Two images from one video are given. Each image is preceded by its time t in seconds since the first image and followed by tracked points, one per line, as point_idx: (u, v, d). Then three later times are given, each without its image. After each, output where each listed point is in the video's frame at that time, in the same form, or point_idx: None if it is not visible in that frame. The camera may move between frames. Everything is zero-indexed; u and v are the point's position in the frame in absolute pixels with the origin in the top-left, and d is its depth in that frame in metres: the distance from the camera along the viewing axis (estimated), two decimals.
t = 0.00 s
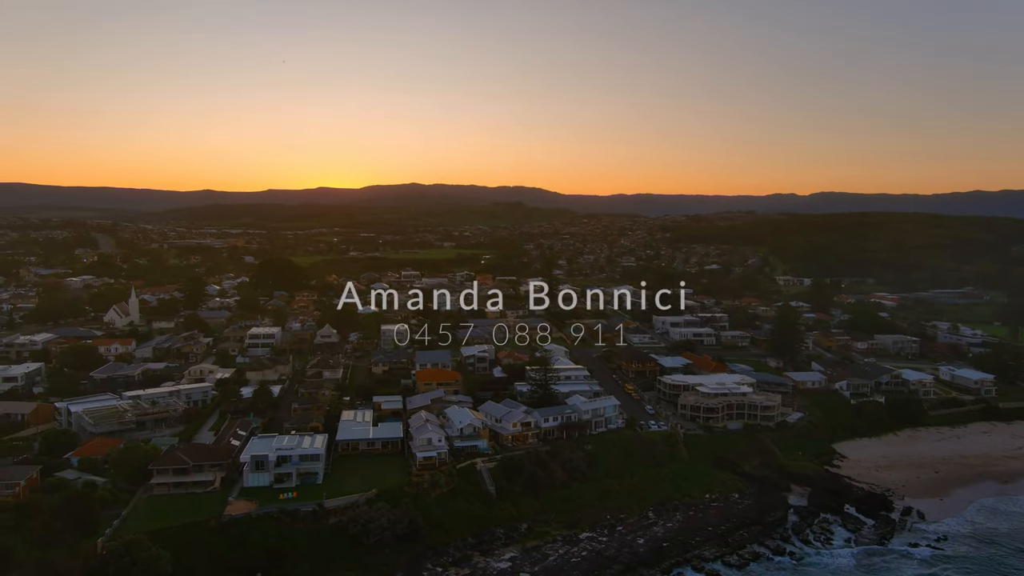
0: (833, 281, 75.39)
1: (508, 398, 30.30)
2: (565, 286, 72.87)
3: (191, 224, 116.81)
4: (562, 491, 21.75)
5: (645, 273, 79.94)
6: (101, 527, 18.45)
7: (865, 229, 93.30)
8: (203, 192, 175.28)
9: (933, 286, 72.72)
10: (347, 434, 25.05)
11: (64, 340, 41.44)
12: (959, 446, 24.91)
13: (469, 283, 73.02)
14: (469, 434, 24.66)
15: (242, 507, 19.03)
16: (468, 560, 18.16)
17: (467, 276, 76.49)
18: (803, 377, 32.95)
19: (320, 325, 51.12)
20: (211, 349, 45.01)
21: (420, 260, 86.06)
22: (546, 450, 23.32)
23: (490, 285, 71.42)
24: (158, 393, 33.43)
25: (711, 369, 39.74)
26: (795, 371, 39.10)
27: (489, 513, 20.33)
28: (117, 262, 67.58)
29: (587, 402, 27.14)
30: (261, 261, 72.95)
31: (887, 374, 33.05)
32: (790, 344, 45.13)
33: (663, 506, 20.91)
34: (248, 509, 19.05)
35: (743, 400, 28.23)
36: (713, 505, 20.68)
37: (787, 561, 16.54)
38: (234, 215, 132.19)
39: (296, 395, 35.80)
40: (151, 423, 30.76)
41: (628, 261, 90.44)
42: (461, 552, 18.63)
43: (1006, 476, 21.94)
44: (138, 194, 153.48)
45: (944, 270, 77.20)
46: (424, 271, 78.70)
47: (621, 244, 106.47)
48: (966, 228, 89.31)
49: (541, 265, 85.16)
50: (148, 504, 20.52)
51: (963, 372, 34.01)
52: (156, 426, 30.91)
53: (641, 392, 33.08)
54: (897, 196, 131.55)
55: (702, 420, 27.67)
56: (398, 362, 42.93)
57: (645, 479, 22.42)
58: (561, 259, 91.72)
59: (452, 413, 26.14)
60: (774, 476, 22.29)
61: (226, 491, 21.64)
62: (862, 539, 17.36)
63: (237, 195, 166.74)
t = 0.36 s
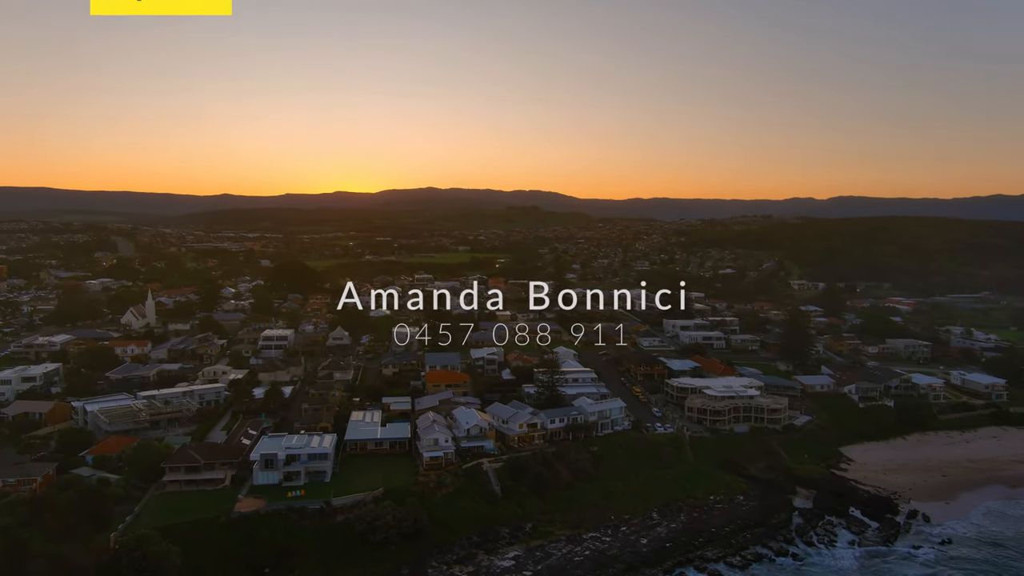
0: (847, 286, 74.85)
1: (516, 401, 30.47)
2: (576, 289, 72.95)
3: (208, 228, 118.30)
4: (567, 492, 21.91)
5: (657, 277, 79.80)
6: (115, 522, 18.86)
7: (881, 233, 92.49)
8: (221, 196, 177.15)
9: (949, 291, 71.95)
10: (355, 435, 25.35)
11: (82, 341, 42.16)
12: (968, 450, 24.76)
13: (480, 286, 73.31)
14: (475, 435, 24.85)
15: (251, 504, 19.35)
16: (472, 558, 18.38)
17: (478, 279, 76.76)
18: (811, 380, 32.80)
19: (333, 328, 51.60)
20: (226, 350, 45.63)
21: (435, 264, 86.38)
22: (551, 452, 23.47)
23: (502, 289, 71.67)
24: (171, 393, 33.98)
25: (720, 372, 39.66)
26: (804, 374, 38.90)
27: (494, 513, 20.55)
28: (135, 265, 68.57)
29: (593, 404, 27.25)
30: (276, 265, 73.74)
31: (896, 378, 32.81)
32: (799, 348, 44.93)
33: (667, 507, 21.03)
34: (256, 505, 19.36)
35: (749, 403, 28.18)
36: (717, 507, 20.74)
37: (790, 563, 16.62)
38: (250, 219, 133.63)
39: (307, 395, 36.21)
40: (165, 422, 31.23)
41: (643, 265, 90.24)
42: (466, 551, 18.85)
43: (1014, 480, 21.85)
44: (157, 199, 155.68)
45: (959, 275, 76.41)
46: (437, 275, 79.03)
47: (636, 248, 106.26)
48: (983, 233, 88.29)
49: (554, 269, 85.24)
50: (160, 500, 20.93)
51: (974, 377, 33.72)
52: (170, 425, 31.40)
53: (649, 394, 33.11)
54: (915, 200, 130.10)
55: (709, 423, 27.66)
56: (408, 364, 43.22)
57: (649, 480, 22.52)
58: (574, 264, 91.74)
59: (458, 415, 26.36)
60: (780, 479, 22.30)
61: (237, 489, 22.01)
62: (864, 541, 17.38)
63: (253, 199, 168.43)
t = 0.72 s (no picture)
0: (861, 290, 74.36)
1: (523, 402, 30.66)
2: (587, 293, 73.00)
3: (225, 231, 119.72)
4: (572, 492, 22.09)
5: (668, 280, 79.68)
6: (128, 518, 19.24)
7: (897, 238, 91.68)
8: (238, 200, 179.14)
9: (965, 295, 71.19)
10: (363, 435, 25.64)
11: (98, 342, 42.88)
12: (976, 454, 24.64)
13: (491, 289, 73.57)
14: (481, 435, 25.05)
15: (260, 502, 19.68)
16: (476, 557, 18.59)
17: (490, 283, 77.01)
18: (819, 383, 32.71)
19: (345, 330, 52.06)
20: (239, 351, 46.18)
21: (448, 268, 86.72)
22: (556, 452, 23.63)
23: (513, 292, 71.91)
24: (184, 393, 34.49)
25: (728, 375, 39.54)
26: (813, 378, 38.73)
27: (499, 512, 20.75)
28: (153, 268, 69.53)
29: (599, 406, 27.38)
30: (289, 268, 74.52)
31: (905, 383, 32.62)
32: (809, 352, 44.74)
33: (671, 508, 21.15)
34: (264, 503, 19.69)
35: (756, 407, 28.17)
36: (721, 509, 20.83)
37: (792, 564, 16.72)
38: (266, 223, 135.06)
39: (317, 396, 36.61)
40: (178, 422, 31.73)
41: (655, 270, 90.07)
42: (469, 549, 19.06)
43: (1021, 485, 21.74)
44: (176, 203, 157.78)
45: (976, 279, 75.57)
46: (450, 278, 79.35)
47: (649, 252, 106.07)
48: (1000, 239, 87.32)
49: (565, 272, 85.34)
50: (172, 498, 21.29)
51: (986, 381, 33.45)
52: (182, 425, 31.90)
53: (656, 397, 33.15)
54: (933, 205, 128.77)
55: (715, 426, 27.68)
56: (418, 366, 43.52)
57: (654, 482, 22.61)
58: (586, 268, 91.79)
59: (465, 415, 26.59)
60: (785, 481, 22.32)
61: (246, 487, 22.34)
62: (867, 544, 17.42)
63: (269, 204, 170.09)
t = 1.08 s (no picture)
0: (875, 295, 73.84)
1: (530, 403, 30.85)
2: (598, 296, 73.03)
3: (241, 235, 120.95)
4: (576, 493, 22.22)
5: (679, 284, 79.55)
6: (139, 514, 19.59)
7: (912, 242, 90.92)
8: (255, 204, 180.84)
9: (981, 300, 70.43)
10: (371, 435, 25.91)
11: (115, 344, 43.56)
12: (984, 459, 24.49)
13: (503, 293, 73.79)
14: (487, 436, 25.22)
15: (268, 500, 19.98)
16: (480, 556, 18.77)
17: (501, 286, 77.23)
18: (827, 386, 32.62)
19: (356, 332, 52.46)
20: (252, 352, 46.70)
21: (461, 272, 86.99)
22: (562, 454, 23.78)
23: (524, 296, 72.10)
24: (197, 394, 34.94)
25: (736, 378, 39.49)
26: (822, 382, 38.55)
27: (503, 512, 20.92)
28: (170, 272, 70.40)
29: (606, 408, 27.48)
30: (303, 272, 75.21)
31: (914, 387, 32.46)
32: (819, 356, 44.57)
33: (675, 510, 21.22)
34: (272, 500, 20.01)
35: (762, 410, 28.12)
36: (725, 510, 20.87)
37: (793, 565, 16.77)
38: (282, 227, 136.38)
39: (327, 397, 36.96)
40: (190, 422, 32.13)
41: (667, 273, 89.92)
42: (474, 548, 19.23)
43: None
44: (194, 207, 159.65)
45: (992, 284, 74.78)
46: (463, 282, 79.56)
47: (662, 257, 105.88)
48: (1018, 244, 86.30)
49: (577, 276, 85.42)
50: (182, 495, 21.63)
51: (997, 386, 33.22)
52: (195, 425, 32.30)
53: (663, 399, 33.17)
54: (952, 210, 127.27)
55: (721, 428, 27.68)
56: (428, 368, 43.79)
57: (658, 483, 22.68)
58: (598, 272, 91.81)
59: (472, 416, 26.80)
60: (790, 484, 22.32)
61: (256, 486, 22.63)
62: (870, 547, 17.44)
63: (285, 208, 171.55)
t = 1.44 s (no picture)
0: (888, 300, 73.27)
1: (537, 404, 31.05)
2: (608, 300, 73.07)
3: (256, 239, 122.17)
4: (580, 493, 22.37)
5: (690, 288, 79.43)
6: (151, 511, 19.98)
7: (927, 248, 90.12)
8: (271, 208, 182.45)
9: (997, 305, 69.62)
10: (379, 434, 26.21)
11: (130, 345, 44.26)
12: (991, 463, 24.36)
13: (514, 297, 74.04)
14: (493, 437, 25.43)
15: (276, 498, 20.29)
16: (483, 554, 18.97)
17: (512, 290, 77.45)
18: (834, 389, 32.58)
19: (367, 335, 52.88)
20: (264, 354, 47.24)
21: (473, 275, 87.33)
22: (566, 455, 23.95)
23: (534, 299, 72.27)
24: (209, 394, 35.43)
25: (743, 381, 39.49)
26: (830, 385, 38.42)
27: (508, 511, 21.12)
28: (185, 275, 71.30)
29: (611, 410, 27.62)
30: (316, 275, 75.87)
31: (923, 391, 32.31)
32: (828, 360, 44.41)
33: (678, 511, 21.31)
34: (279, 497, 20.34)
35: (767, 413, 28.12)
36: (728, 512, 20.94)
37: (794, 566, 16.86)
38: (296, 231, 137.64)
39: (336, 398, 37.33)
40: (202, 422, 32.59)
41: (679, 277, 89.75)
42: (477, 547, 19.43)
43: None
44: (211, 211, 161.50)
45: (1008, 289, 73.91)
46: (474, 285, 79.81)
47: (674, 261, 105.71)
48: None
49: (587, 280, 85.48)
50: (193, 493, 22.02)
51: (1006, 390, 32.98)
52: (206, 425, 32.76)
53: (668, 402, 33.24)
54: (969, 215, 125.79)
55: (727, 431, 27.72)
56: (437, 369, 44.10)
57: (662, 485, 22.78)
58: (608, 276, 91.77)
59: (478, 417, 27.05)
60: (794, 486, 22.35)
61: (264, 484, 22.97)
62: (873, 549, 17.47)
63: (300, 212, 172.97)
